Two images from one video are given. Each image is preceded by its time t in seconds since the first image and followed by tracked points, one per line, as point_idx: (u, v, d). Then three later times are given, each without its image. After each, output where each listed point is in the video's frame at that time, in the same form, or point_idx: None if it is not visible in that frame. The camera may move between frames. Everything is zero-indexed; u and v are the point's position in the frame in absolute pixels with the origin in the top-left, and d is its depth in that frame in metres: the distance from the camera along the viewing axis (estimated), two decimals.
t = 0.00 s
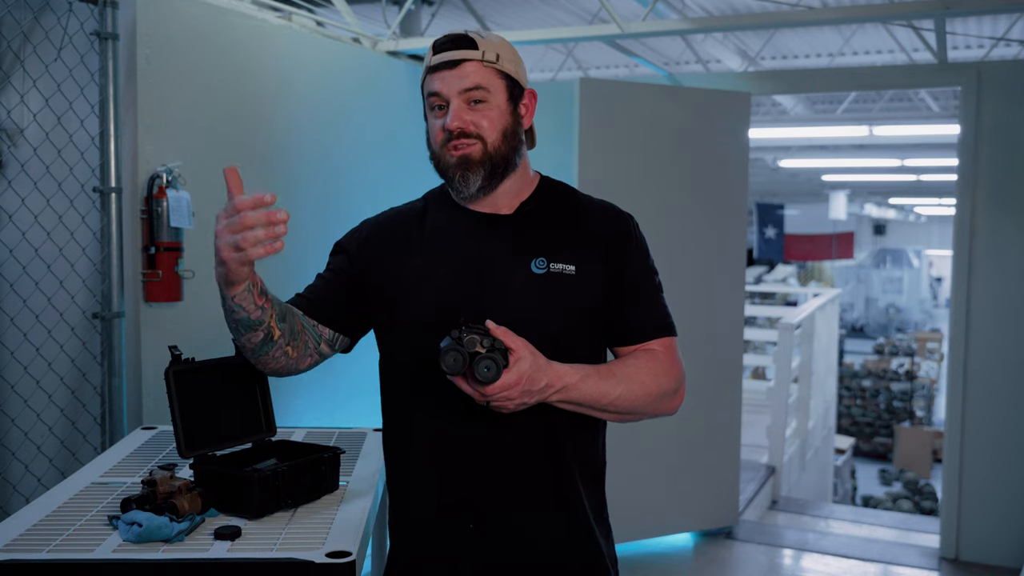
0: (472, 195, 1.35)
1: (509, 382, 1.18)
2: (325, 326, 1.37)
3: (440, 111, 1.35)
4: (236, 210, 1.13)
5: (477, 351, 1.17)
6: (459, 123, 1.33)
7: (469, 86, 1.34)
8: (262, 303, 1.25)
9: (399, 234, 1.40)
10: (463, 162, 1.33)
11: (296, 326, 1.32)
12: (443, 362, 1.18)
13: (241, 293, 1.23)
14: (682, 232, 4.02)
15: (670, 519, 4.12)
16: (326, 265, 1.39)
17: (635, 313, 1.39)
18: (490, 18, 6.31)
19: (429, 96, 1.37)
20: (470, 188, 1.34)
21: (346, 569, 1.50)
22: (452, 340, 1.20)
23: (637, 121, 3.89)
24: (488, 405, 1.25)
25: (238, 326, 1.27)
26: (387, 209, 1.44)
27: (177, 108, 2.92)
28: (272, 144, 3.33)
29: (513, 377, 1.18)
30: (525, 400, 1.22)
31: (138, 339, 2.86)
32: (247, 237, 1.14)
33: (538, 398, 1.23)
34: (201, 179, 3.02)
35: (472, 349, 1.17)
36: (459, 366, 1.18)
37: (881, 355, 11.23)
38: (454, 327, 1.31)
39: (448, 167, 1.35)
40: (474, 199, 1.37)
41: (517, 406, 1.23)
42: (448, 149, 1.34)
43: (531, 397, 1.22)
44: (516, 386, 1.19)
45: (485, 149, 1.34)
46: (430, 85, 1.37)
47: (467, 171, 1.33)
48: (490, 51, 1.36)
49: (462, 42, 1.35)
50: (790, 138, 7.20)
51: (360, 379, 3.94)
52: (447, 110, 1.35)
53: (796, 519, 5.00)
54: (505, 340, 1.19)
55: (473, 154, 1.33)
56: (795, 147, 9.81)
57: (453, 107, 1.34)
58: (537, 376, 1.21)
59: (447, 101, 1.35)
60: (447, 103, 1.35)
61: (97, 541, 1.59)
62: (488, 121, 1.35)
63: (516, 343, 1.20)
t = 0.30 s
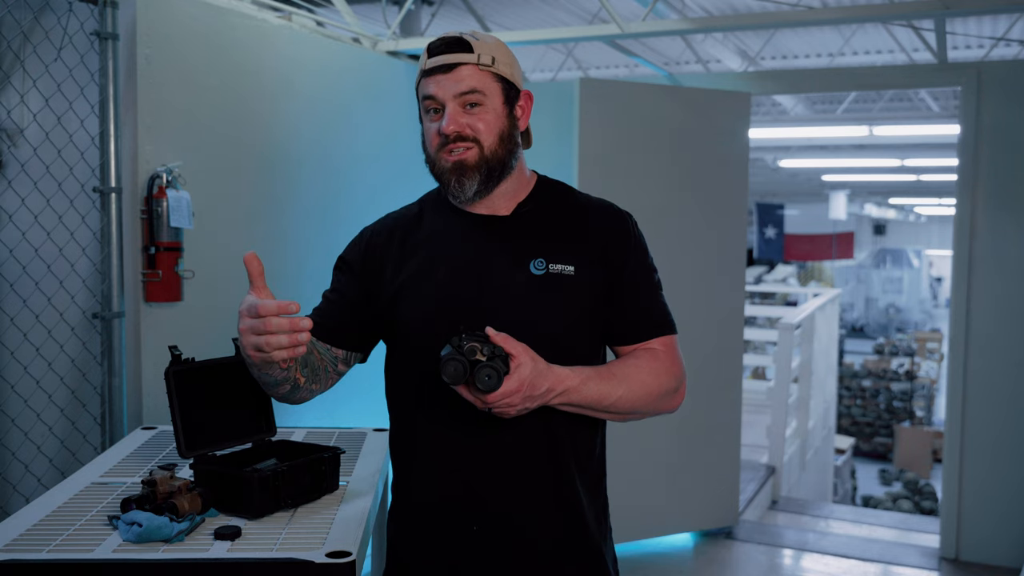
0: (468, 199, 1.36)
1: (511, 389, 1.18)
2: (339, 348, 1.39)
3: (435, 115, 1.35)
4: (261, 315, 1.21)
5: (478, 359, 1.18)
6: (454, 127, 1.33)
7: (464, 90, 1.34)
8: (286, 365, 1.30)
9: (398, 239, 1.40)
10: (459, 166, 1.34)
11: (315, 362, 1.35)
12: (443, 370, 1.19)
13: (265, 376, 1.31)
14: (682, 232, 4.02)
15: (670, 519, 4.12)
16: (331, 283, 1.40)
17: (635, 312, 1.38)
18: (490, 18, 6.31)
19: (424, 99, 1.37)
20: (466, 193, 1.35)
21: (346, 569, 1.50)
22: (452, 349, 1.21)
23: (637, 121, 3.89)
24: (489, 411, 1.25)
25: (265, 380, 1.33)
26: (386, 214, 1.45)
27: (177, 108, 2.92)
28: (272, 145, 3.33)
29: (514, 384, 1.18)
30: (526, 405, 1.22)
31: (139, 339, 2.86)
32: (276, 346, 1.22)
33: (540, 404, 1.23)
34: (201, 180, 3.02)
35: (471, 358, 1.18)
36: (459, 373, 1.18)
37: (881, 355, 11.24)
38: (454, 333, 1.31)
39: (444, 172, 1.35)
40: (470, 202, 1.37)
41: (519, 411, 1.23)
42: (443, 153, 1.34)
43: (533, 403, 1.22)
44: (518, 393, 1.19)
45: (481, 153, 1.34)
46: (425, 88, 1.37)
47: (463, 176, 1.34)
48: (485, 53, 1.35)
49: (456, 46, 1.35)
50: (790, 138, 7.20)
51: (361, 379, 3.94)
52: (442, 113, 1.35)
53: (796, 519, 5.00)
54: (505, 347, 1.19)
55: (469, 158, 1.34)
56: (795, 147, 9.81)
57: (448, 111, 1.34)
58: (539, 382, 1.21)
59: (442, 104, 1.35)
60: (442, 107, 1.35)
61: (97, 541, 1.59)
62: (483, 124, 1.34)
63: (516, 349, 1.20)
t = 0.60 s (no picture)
0: (467, 197, 1.36)
1: (508, 388, 1.18)
2: (337, 349, 1.39)
3: (435, 115, 1.35)
4: (267, 325, 1.22)
5: (476, 357, 1.18)
6: (453, 125, 1.34)
7: (464, 89, 1.34)
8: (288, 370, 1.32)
9: (397, 240, 1.41)
10: (457, 165, 1.34)
11: (315, 365, 1.35)
12: (441, 368, 1.19)
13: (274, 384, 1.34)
14: (682, 232, 4.02)
15: (670, 519, 4.13)
16: (331, 283, 1.40)
17: (634, 313, 1.38)
18: (490, 18, 6.32)
19: (424, 98, 1.37)
20: (465, 191, 1.35)
21: (346, 569, 1.50)
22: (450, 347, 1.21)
23: (637, 121, 3.89)
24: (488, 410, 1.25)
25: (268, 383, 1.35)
26: (385, 214, 1.45)
27: (177, 109, 2.92)
28: (272, 145, 3.33)
29: (512, 382, 1.18)
30: (524, 404, 1.22)
31: (139, 340, 2.86)
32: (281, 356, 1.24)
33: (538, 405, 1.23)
34: (201, 180, 3.02)
35: (469, 355, 1.18)
36: (456, 371, 1.18)
37: (881, 355, 11.25)
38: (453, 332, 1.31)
39: (443, 170, 1.35)
40: (469, 201, 1.37)
41: (517, 410, 1.23)
42: (442, 152, 1.35)
43: (531, 401, 1.22)
44: (516, 392, 1.19)
45: (480, 152, 1.34)
46: (425, 87, 1.37)
47: (461, 174, 1.34)
48: (485, 53, 1.35)
49: (456, 45, 1.35)
50: (790, 138, 7.20)
51: (361, 379, 3.94)
52: (442, 113, 1.35)
53: (796, 519, 5.00)
54: (503, 345, 1.19)
55: (467, 157, 1.34)
56: (795, 147, 9.81)
57: (448, 110, 1.34)
58: (536, 380, 1.21)
59: (442, 104, 1.35)
60: (442, 106, 1.35)
61: (97, 541, 1.59)
62: (482, 124, 1.35)
63: (514, 348, 1.20)
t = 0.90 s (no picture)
0: (466, 191, 1.35)
1: (510, 389, 1.18)
2: (325, 333, 1.37)
3: (439, 108, 1.35)
4: (254, 208, 1.13)
5: (478, 358, 1.17)
6: (457, 119, 1.33)
7: (469, 83, 1.34)
8: (268, 306, 1.24)
9: (397, 237, 1.40)
10: (458, 158, 1.34)
11: (296, 329, 1.31)
12: (443, 369, 1.19)
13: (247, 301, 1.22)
14: (682, 232, 4.02)
15: (670, 519, 4.13)
16: (324, 269, 1.40)
17: (634, 315, 1.39)
18: (490, 18, 6.32)
19: (429, 91, 1.37)
20: (465, 185, 1.34)
21: (346, 569, 1.50)
22: (451, 347, 1.21)
23: (637, 121, 3.89)
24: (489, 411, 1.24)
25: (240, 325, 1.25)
26: (385, 211, 1.45)
27: (177, 108, 2.92)
28: (272, 145, 3.33)
29: (514, 383, 1.18)
30: (525, 405, 1.22)
31: (139, 340, 2.85)
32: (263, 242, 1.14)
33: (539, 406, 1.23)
34: (201, 180, 3.02)
35: (472, 356, 1.17)
36: (458, 372, 1.18)
37: (881, 355, 11.26)
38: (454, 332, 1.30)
39: (444, 163, 1.35)
40: (469, 196, 1.37)
41: (518, 411, 1.23)
42: (444, 145, 1.34)
43: (532, 402, 1.22)
44: (518, 393, 1.19)
45: (482, 148, 1.34)
46: (431, 80, 1.36)
47: (462, 168, 1.34)
48: (493, 50, 1.36)
49: (464, 40, 1.36)
50: (790, 138, 7.20)
51: (360, 379, 3.94)
52: (446, 106, 1.35)
53: (796, 519, 5.00)
54: (505, 346, 1.19)
55: (469, 152, 1.34)
56: (795, 147, 9.82)
57: (452, 103, 1.34)
58: (538, 382, 1.21)
59: (447, 97, 1.35)
60: (447, 99, 1.35)
61: (97, 541, 1.59)
62: (486, 121, 1.35)
63: (516, 349, 1.20)
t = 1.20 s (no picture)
0: (470, 182, 1.34)
1: (512, 392, 1.18)
2: (317, 320, 1.35)
3: (444, 99, 1.35)
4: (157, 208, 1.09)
5: (479, 360, 1.17)
6: (462, 108, 1.33)
7: (474, 75, 1.35)
8: (229, 308, 1.22)
9: (397, 236, 1.40)
10: (464, 147, 1.33)
11: (275, 322, 1.29)
12: (445, 372, 1.18)
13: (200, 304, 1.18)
14: (682, 232, 4.02)
15: (670, 519, 4.12)
16: (323, 259, 1.40)
17: (633, 315, 1.39)
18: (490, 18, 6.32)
19: (434, 84, 1.37)
20: (469, 174, 1.33)
21: (346, 569, 1.50)
22: (452, 349, 1.20)
23: (637, 121, 3.89)
24: (490, 413, 1.24)
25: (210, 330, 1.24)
26: (384, 210, 1.44)
27: (177, 108, 2.92)
28: (272, 145, 3.33)
29: (515, 386, 1.18)
30: (526, 407, 1.22)
31: (138, 340, 2.85)
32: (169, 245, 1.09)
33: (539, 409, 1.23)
34: (201, 180, 3.01)
35: (474, 358, 1.17)
36: (461, 375, 1.17)
37: (881, 355, 11.26)
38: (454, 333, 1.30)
39: (449, 153, 1.34)
40: (473, 187, 1.35)
41: (519, 413, 1.23)
42: (449, 134, 1.34)
43: (533, 404, 1.22)
44: (518, 396, 1.19)
45: (487, 138, 1.34)
46: (435, 73, 1.37)
47: (467, 157, 1.33)
48: (497, 44, 1.38)
49: (470, 35, 1.38)
50: (790, 138, 7.20)
51: (360, 379, 3.94)
52: (451, 97, 1.35)
53: (796, 519, 5.00)
54: (507, 349, 1.19)
55: (474, 141, 1.33)
56: (795, 147, 9.82)
57: (457, 93, 1.34)
58: (539, 384, 1.21)
59: (452, 88, 1.35)
60: (452, 90, 1.35)
61: (97, 541, 1.59)
62: (491, 111, 1.35)
63: (518, 351, 1.19)
